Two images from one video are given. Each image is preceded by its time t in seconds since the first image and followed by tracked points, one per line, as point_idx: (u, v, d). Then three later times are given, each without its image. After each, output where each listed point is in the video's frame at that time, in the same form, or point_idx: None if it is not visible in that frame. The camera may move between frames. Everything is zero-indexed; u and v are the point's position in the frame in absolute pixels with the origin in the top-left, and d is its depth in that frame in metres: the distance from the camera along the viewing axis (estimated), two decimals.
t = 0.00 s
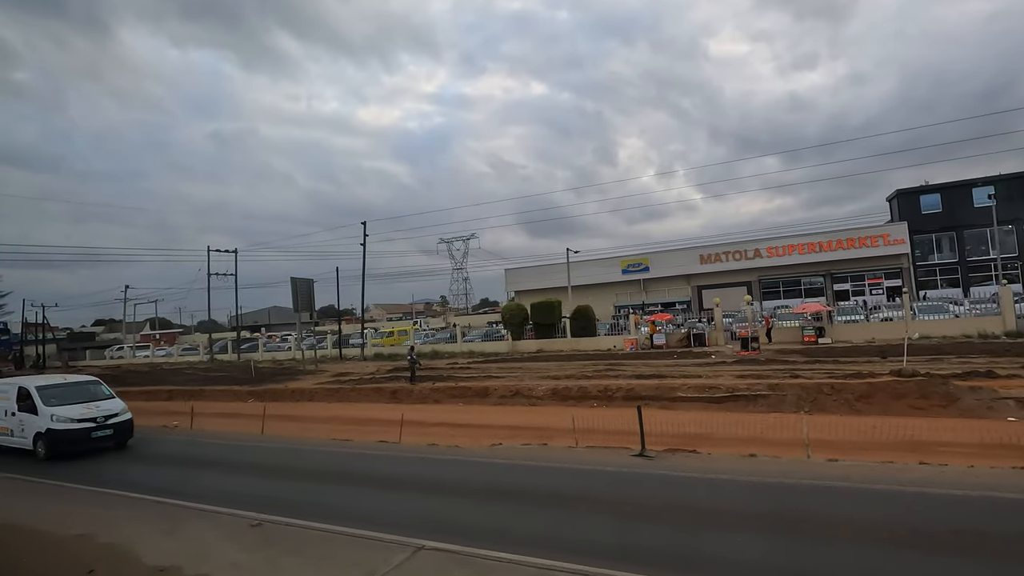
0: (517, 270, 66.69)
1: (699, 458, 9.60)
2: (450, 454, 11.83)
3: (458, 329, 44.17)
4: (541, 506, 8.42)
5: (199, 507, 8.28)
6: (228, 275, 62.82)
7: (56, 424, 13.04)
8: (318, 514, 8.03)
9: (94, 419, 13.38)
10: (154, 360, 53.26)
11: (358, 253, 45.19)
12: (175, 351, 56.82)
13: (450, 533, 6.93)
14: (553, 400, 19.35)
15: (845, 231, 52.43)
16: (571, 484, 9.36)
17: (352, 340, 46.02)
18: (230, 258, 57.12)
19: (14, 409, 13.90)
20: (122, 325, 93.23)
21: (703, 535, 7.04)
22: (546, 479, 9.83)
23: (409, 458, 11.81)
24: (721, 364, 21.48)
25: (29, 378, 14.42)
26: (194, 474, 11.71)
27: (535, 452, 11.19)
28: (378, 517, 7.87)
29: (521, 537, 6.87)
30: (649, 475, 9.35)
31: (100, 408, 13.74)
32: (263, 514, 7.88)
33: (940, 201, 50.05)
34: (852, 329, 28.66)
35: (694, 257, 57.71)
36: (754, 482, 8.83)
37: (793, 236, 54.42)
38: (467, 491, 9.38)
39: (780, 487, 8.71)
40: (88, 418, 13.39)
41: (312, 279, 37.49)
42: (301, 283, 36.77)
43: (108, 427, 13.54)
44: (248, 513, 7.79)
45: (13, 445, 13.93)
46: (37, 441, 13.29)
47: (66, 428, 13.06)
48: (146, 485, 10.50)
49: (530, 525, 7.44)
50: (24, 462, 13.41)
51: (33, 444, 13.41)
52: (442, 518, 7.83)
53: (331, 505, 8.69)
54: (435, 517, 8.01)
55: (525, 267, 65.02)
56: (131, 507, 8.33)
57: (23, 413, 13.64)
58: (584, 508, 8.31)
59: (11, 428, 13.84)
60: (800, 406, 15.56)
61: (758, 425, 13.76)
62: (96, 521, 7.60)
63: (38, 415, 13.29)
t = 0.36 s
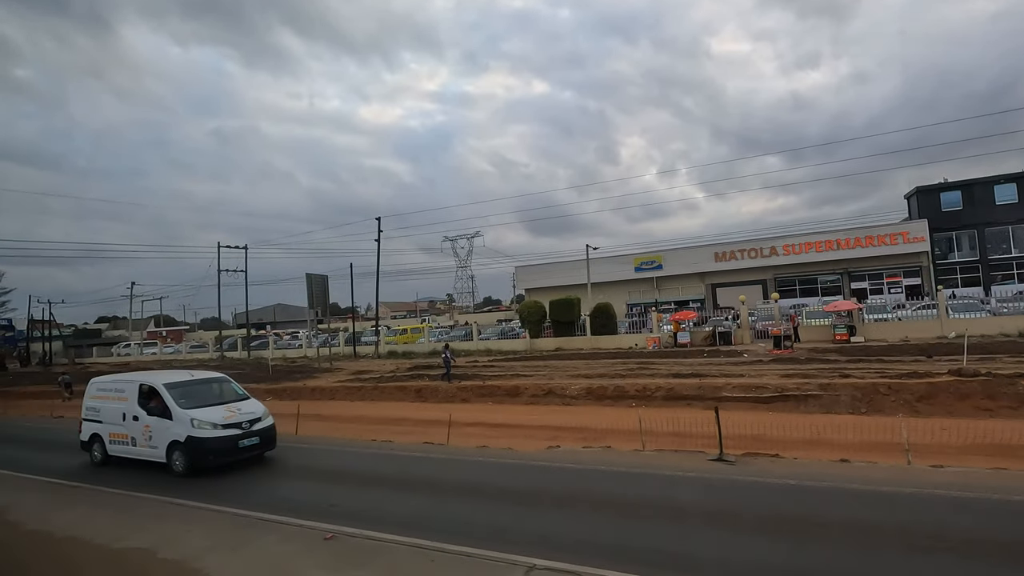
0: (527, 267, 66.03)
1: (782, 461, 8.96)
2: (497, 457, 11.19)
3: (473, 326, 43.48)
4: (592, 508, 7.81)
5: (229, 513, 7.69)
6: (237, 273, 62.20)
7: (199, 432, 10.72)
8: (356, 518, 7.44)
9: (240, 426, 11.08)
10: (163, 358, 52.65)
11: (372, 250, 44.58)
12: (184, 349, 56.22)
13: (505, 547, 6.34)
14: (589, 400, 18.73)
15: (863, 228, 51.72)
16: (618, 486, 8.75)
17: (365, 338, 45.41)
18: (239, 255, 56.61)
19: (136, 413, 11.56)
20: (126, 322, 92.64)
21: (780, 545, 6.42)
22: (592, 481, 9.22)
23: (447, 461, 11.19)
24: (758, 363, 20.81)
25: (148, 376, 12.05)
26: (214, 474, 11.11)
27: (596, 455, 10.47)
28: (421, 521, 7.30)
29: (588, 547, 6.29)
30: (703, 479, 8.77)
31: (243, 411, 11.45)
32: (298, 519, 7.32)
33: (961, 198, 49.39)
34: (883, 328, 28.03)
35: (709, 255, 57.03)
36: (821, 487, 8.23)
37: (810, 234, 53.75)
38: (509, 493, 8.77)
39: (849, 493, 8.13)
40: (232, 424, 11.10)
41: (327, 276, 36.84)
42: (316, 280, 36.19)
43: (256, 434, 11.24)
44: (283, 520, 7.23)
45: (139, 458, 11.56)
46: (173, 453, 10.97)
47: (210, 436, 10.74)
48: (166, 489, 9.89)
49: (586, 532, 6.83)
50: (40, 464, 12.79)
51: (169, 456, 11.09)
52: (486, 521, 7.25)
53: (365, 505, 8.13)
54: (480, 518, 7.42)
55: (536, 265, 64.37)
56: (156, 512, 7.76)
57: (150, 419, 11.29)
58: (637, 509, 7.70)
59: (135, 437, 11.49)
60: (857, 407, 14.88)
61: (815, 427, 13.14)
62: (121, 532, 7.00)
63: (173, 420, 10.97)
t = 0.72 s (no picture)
0: (538, 265, 65.36)
1: (881, 472, 8.45)
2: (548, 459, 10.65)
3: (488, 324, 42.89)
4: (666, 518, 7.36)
5: (283, 521, 7.17)
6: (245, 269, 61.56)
7: (433, 445, 7.68)
8: (419, 527, 6.97)
9: (478, 438, 8.06)
10: (172, 355, 52.02)
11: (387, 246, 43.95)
12: (193, 346, 55.59)
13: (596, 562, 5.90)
14: (627, 402, 18.16)
15: (882, 226, 51.06)
16: (682, 494, 8.29)
17: (378, 335, 44.81)
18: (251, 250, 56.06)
19: (331, 419, 8.45)
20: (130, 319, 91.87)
21: (888, 559, 6.00)
22: (653, 488, 8.72)
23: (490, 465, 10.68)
24: (796, 363, 20.12)
25: (336, 370, 8.92)
26: (243, 473, 10.55)
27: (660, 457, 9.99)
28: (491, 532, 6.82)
29: (685, 563, 5.82)
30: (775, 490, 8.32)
31: (473, 418, 8.43)
32: (359, 529, 6.82)
33: (982, 196, 48.76)
34: (917, 327, 27.32)
35: (724, 253, 56.35)
36: (904, 498, 7.78)
37: (827, 231, 53.07)
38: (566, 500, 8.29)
39: (935, 504, 7.67)
40: (468, 435, 8.05)
41: (342, 272, 36.18)
42: (331, 276, 35.57)
43: (496, 450, 8.26)
44: (344, 529, 6.73)
45: (335, 478, 8.48)
46: (395, 474, 7.92)
47: (449, 453, 7.69)
48: (196, 490, 9.34)
49: (673, 543, 6.43)
50: (63, 460, 12.18)
51: (385, 479, 8.03)
52: (563, 531, 6.84)
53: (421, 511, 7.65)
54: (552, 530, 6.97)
55: (548, 262, 63.70)
56: (201, 518, 7.23)
57: (355, 426, 8.20)
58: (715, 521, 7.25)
59: (331, 450, 8.41)
60: (918, 409, 14.21)
61: (879, 429, 12.47)
62: (171, 543, 6.46)
63: (395, 430, 7.88)
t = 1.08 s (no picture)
0: (550, 262, 64.68)
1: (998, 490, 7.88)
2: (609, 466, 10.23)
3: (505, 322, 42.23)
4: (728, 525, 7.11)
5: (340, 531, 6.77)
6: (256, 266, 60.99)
7: (903, 478, 5.38)
8: (484, 534, 6.69)
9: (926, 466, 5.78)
10: (182, 352, 51.43)
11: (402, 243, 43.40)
12: (203, 343, 54.99)
13: (687, 570, 5.53)
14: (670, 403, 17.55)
15: (901, 224, 50.33)
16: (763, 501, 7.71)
17: (392, 333, 44.20)
18: (261, 246, 55.54)
19: (700, 438, 6.01)
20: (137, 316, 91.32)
21: (1004, 567, 5.47)
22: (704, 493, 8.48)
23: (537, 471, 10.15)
24: (840, 363, 19.43)
25: (685, 368, 6.41)
26: (268, 476, 9.95)
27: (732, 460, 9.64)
28: (561, 538, 6.50)
29: None
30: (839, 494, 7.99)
31: (896, 436, 6.08)
32: (428, 538, 6.53)
33: (1004, 193, 48.05)
34: (953, 326, 26.59)
35: (739, 251, 55.64)
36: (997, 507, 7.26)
37: (845, 229, 52.35)
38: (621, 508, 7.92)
39: None
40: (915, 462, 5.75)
41: (358, 268, 35.53)
42: (348, 272, 34.98)
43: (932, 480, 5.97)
44: (412, 538, 6.44)
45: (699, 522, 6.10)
46: (829, 519, 5.57)
47: (923, 489, 5.37)
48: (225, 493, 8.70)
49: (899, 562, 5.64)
50: (88, 460, 11.56)
51: (806, 526, 5.67)
52: (636, 533, 6.53)
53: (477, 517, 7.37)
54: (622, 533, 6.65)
55: (560, 259, 63.04)
56: (249, 523, 6.78)
57: (753, 450, 5.81)
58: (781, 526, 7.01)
59: (703, 482, 5.99)
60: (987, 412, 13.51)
61: (953, 433, 11.81)
62: (239, 559, 5.82)
63: (830, 456, 5.56)
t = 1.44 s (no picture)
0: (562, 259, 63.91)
1: None
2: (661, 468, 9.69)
3: (522, 320, 41.45)
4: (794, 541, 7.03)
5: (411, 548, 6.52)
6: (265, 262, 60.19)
7: None
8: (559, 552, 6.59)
9: None
10: (190, 350, 50.65)
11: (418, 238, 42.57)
12: (211, 341, 54.16)
13: None
14: (717, 402, 16.84)
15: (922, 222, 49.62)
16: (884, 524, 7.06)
17: (406, 331, 43.47)
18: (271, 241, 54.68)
19: None
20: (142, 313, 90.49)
21: None
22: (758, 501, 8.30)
23: (581, 471, 9.60)
24: (888, 363, 18.72)
25: None
26: (304, 480, 9.48)
27: (820, 469, 8.95)
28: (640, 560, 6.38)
29: None
30: (908, 501, 7.78)
31: None
32: (504, 556, 6.44)
33: None
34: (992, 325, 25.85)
35: (755, 248, 54.87)
36: None
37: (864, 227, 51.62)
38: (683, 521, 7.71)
39: None
40: None
41: (375, 264, 34.77)
42: (365, 268, 34.25)
43: None
44: (493, 559, 6.32)
45: None
46: None
47: None
48: (262, 494, 8.17)
49: None
50: (117, 460, 10.88)
51: None
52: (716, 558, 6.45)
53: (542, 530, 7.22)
54: (695, 556, 6.50)
55: (572, 257, 62.27)
56: (333, 545, 6.22)
57: None
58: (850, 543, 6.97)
59: None
60: None
61: None
62: None
63: None
